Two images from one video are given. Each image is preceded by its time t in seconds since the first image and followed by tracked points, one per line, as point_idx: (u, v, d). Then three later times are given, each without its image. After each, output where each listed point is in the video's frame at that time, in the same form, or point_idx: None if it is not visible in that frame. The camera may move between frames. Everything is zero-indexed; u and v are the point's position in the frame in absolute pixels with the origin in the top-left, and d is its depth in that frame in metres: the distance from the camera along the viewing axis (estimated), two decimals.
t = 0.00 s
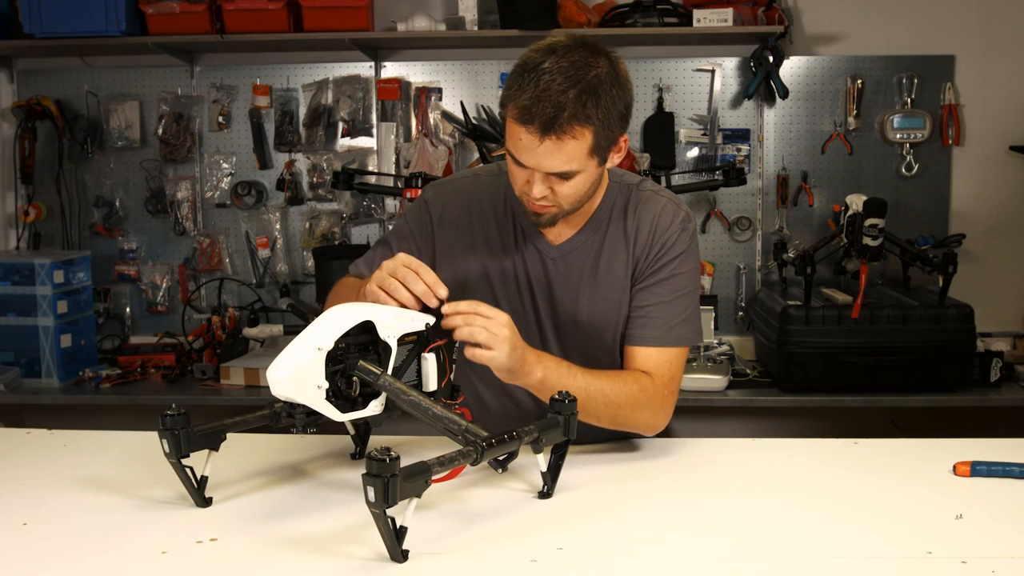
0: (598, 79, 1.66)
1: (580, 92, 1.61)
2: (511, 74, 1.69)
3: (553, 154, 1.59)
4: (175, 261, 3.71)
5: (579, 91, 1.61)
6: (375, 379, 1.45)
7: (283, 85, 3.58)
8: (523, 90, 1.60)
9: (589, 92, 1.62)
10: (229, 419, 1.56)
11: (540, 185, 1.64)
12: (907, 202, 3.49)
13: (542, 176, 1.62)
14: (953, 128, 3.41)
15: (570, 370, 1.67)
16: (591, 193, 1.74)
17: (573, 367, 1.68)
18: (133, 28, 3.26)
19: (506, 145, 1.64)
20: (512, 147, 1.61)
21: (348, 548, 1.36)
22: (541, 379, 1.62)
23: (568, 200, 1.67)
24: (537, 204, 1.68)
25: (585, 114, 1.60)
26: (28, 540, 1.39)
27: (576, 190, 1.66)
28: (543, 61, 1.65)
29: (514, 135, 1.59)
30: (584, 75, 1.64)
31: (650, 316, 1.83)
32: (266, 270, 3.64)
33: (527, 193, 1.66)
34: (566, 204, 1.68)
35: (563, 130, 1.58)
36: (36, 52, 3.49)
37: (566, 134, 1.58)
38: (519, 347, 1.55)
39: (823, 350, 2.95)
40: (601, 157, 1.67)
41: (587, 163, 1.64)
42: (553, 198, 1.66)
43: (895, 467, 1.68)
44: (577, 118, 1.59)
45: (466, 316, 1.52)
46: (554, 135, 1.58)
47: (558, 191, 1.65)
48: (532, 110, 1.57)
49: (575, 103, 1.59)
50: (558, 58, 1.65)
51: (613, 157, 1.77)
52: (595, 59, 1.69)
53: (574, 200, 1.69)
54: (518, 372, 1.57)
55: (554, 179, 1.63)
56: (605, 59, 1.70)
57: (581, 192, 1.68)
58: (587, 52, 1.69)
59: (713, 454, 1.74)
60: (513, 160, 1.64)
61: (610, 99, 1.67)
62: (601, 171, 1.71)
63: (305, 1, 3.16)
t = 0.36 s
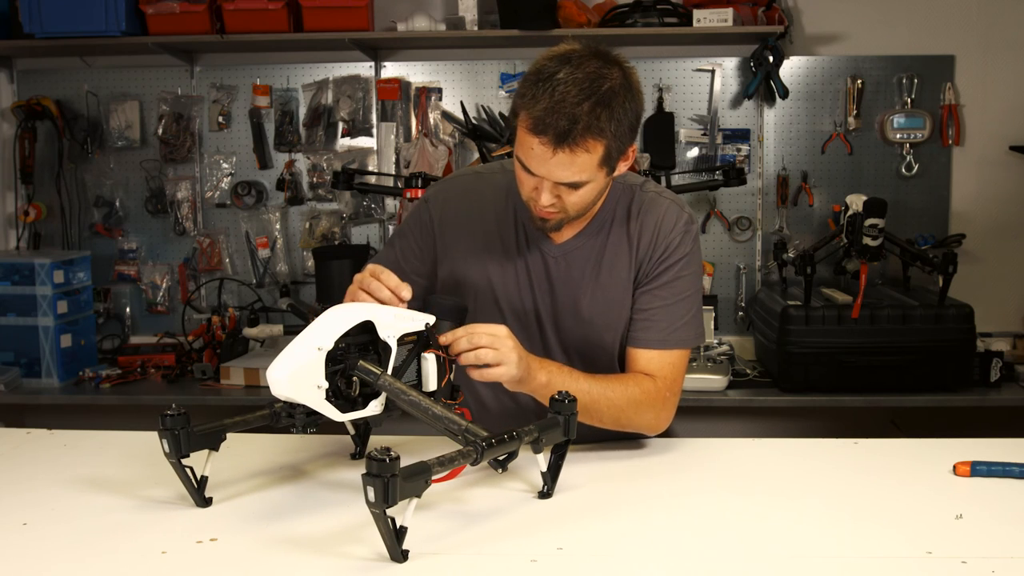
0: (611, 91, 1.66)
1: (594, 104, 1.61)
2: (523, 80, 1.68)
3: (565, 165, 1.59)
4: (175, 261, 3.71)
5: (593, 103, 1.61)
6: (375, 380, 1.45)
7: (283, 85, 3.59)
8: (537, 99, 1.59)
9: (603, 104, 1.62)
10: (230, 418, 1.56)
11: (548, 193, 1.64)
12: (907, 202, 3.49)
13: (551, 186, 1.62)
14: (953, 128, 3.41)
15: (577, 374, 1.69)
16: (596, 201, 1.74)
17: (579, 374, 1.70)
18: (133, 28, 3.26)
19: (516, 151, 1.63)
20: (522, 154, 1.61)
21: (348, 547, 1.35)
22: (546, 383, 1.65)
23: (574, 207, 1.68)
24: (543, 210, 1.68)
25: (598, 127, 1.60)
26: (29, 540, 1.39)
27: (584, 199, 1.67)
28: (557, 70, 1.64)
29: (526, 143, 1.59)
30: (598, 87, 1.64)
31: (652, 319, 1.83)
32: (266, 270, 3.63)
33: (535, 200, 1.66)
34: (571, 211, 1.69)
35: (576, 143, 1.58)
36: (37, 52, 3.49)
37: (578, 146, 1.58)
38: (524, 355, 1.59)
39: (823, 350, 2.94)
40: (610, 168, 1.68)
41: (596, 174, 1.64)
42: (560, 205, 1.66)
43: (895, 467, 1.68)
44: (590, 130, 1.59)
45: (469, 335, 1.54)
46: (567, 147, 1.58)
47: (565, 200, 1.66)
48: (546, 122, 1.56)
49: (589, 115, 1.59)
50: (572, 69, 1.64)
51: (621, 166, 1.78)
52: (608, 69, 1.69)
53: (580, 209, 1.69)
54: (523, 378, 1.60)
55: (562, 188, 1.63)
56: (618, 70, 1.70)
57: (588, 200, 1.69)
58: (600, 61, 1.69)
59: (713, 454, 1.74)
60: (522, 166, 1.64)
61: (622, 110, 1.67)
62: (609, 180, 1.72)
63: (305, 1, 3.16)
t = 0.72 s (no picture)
0: (606, 73, 1.65)
1: (590, 85, 1.61)
2: (516, 65, 1.67)
3: (562, 144, 1.59)
4: (175, 261, 3.71)
5: (589, 84, 1.61)
6: (375, 380, 1.45)
7: (283, 85, 3.59)
8: (533, 81, 1.59)
9: (599, 85, 1.63)
10: (229, 419, 1.56)
11: (544, 175, 1.64)
12: (907, 202, 3.49)
13: (547, 166, 1.63)
14: (953, 128, 3.41)
15: (576, 351, 1.72)
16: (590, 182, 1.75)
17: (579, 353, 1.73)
18: (133, 28, 3.26)
19: (511, 134, 1.63)
20: (518, 137, 1.61)
21: (347, 548, 1.35)
22: (551, 361, 1.67)
23: (569, 189, 1.69)
24: (538, 193, 1.68)
25: (593, 106, 1.60)
26: (28, 540, 1.39)
27: (579, 179, 1.67)
28: (552, 53, 1.64)
29: (523, 125, 1.59)
30: (593, 68, 1.63)
31: (646, 297, 1.85)
32: (266, 270, 3.63)
33: (531, 182, 1.66)
34: (566, 193, 1.69)
35: (572, 121, 1.58)
36: (37, 52, 3.49)
37: (577, 125, 1.59)
38: (522, 332, 1.61)
39: (823, 350, 2.94)
40: (604, 148, 1.69)
41: (591, 154, 1.64)
42: (555, 187, 1.67)
43: (895, 467, 1.68)
44: (587, 110, 1.59)
45: (462, 322, 1.56)
46: (564, 127, 1.58)
47: (561, 181, 1.66)
48: (543, 103, 1.56)
49: (585, 96, 1.59)
50: (566, 51, 1.64)
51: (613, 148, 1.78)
52: (600, 50, 1.69)
53: (575, 190, 1.70)
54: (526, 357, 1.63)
55: (559, 168, 1.64)
56: (610, 51, 1.70)
57: (582, 181, 1.69)
58: (593, 45, 1.68)
59: (713, 454, 1.74)
60: (516, 149, 1.64)
61: (616, 91, 1.67)
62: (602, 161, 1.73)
63: (305, 1, 3.16)
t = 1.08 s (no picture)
0: (538, 43, 1.67)
1: (520, 54, 1.63)
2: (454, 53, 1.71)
3: (499, 114, 1.61)
4: (175, 261, 3.71)
5: (519, 53, 1.63)
6: (375, 380, 1.45)
7: (283, 85, 3.58)
8: (464, 60, 1.62)
9: (530, 53, 1.64)
10: (229, 419, 1.55)
11: (491, 150, 1.65)
12: (908, 202, 3.49)
13: (493, 141, 1.63)
14: (953, 128, 3.41)
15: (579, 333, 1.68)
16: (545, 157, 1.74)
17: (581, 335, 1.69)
18: (133, 28, 3.26)
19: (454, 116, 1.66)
20: (459, 116, 1.63)
21: (347, 548, 1.35)
22: (554, 348, 1.64)
23: (520, 163, 1.67)
24: (491, 172, 1.68)
25: (525, 74, 1.61)
26: (28, 540, 1.39)
27: (528, 153, 1.67)
28: (483, 33, 1.67)
29: (461, 102, 1.61)
30: (524, 41, 1.65)
31: (630, 273, 1.83)
32: (266, 270, 3.63)
33: (480, 162, 1.67)
34: (520, 168, 1.68)
35: (504, 89, 1.59)
36: (37, 52, 3.49)
37: (508, 93, 1.60)
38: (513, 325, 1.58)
39: (823, 350, 2.94)
40: (550, 119, 1.68)
41: (534, 124, 1.64)
42: (506, 162, 1.66)
43: (895, 467, 1.68)
44: (517, 77, 1.61)
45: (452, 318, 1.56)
46: (497, 96, 1.60)
47: (510, 155, 1.66)
48: (474, 75, 1.59)
49: (515, 64, 1.61)
50: (497, 28, 1.67)
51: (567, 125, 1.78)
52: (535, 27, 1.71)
53: (528, 164, 1.69)
54: (523, 348, 1.60)
55: (504, 141, 1.64)
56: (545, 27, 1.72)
57: (533, 155, 1.68)
58: (526, 22, 1.71)
59: (714, 454, 1.74)
60: (461, 130, 1.66)
61: (552, 61, 1.68)
62: (552, 134, 1.72)
63: (306, 1, 3.16)
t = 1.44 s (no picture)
0: (510, 37, 1.68)
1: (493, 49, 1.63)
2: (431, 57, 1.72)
3: (478, 110, 1.61)
4: (175, 261, 3.71)
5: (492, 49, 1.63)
6: (375, 380, 1.45)
7: (283, 85, 3.59)
8: (440, 61, 1.64)
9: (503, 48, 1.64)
10: (229, 418, 1.55)
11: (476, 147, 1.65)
12: (908, 202, 3.49)
13: (477, 138, 1.64)
14: (954, 128, 3.41)
15: (580, 342, 1.67)
16: (532, 152, 1.73)
17: (581, 345, 1.67)
18: (133, 28, 3.26)
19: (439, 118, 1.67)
20: (442, 117, 1.64)
21: (346, 548, 1.35)
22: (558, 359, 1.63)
23: (507, 158, 1.67)
24: (480, 171, 1.68)
25: (500, 68, 1.62)
26: (29, 540, 1.39)
27: (513, 147, 1.67)
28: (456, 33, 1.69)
29: (442, 103, 1.62)
30: (497, 38, 1.66)
31: (627, 269, 1.82)
32: (266, 269, 3.63)
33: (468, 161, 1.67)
34: (507, 164, 1.67)
35: (480, 84, 1.60)
36: (36, 52, 3.49)
37: (484, 88, 1.60)
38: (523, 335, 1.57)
39: (823, 350, 2.95)
40: (530, 111, 1.68)
41: (515, 117, 1.64)
42: (493, 158, 1.66)
43: (895, 467, 1.68)
44: (492, 72, 1.61)
45: (465, 322, 1.53)
46: (473, 93, 1.60)
47: (495, 151, 1.66)
48: (449, 73, 1.60)
49: (488, 59, 1.61)
50: (470, 28, 1.68)
51: (549, 117, 1.77)
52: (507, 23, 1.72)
53: (515, 159, 1.68)
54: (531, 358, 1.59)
55: (488, 137, 1.64)
56: (516, 21, 1.73)
57: (519, 149, 1.68)
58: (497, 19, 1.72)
59: (713, 454, 1.74)
60: (446, 131, 1.67)
61: (525, 55, 1.68)
62: (535, 126, 1.72)
63: (306, 1, 3.16)
